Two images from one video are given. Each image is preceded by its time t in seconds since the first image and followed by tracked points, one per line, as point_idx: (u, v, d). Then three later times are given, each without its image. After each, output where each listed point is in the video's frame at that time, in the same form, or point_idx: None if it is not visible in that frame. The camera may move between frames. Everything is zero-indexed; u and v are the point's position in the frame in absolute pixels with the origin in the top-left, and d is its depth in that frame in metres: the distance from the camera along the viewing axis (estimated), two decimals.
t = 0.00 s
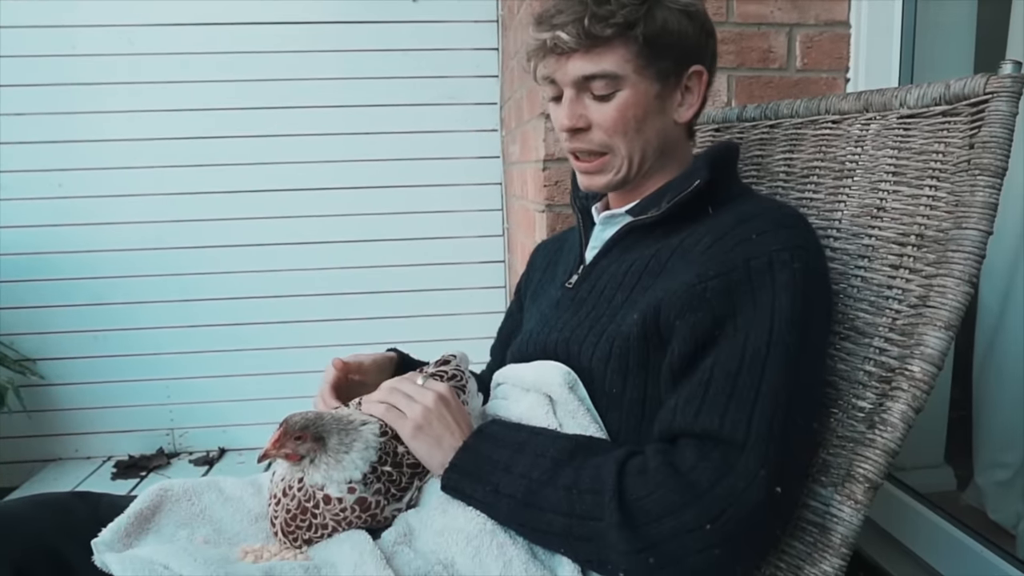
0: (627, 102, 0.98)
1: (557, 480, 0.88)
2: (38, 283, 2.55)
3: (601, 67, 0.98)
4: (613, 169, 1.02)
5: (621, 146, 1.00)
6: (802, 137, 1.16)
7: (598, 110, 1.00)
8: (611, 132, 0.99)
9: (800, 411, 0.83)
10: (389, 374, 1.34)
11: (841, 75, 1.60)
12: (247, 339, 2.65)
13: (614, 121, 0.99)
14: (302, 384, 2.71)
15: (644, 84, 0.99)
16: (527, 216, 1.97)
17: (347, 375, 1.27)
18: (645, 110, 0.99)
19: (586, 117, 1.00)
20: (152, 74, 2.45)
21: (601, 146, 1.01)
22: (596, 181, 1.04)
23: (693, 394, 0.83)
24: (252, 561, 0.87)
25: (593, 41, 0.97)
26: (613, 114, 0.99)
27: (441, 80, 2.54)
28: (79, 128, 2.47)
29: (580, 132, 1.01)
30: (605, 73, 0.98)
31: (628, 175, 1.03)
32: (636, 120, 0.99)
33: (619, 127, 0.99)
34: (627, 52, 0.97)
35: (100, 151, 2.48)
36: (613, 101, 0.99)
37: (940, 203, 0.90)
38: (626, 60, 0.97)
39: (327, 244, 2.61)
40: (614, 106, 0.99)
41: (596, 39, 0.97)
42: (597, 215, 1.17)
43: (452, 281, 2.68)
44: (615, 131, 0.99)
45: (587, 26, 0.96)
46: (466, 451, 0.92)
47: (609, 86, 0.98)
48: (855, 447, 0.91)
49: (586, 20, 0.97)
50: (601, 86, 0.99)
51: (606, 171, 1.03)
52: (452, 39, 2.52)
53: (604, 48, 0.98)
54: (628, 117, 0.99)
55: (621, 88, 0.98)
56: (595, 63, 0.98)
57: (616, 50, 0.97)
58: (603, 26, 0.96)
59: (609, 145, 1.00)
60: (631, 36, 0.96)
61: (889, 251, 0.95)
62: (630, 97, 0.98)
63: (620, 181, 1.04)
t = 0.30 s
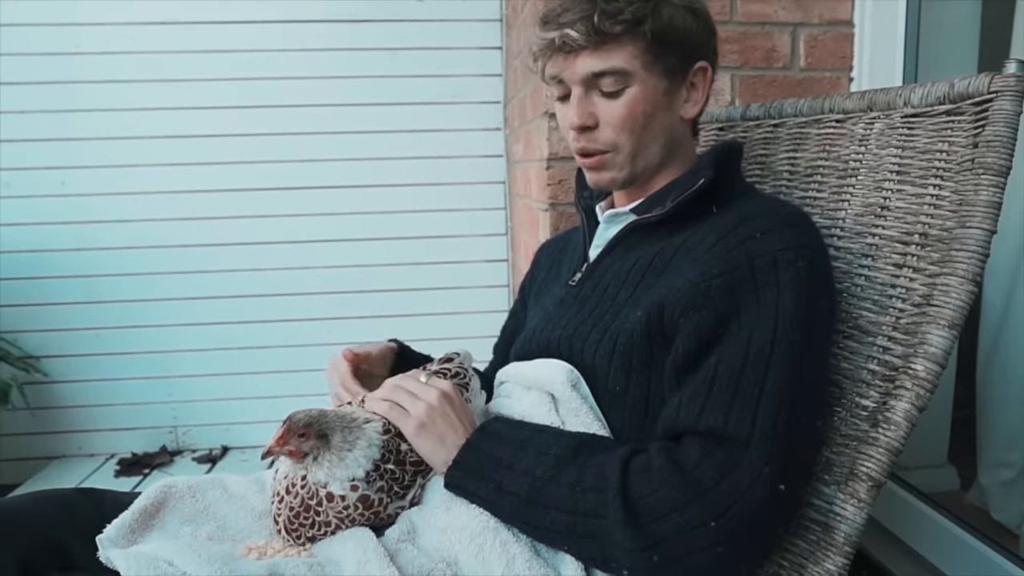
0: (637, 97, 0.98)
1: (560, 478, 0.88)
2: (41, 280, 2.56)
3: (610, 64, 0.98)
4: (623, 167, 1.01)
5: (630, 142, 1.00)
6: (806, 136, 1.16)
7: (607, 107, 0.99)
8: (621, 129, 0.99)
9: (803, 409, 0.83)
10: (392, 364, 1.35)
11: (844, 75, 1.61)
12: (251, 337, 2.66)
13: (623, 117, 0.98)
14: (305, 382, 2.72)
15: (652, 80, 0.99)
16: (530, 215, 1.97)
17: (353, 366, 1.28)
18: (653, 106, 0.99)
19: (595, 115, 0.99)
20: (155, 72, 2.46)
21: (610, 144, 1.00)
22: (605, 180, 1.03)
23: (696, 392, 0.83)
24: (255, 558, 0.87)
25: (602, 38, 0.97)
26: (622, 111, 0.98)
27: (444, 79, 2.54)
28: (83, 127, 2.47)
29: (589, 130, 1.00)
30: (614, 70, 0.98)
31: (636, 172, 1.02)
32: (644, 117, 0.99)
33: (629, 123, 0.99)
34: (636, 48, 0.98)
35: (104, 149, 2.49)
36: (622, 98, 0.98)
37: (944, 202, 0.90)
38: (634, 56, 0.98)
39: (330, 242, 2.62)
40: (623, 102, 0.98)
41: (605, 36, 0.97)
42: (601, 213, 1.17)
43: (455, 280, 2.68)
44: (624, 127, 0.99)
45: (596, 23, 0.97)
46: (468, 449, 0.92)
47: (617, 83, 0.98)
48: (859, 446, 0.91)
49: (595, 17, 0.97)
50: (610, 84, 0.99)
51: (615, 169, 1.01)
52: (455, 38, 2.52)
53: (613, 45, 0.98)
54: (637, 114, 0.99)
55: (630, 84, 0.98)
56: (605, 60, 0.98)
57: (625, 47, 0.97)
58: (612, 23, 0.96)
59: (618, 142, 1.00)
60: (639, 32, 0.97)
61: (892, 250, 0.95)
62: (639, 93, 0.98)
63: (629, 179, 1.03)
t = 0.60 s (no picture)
0: (637, 102, 0.98)
1: (560, 480, 0.88)
2: (40, 281, 2.56)
3: (610, 69, 0.98)
4: (624, 171, 1.02)
5: (631, 147, 1.00)
6: (805, 138, 1.16)
7: (607, 112, 0.99)
8: (622, 133, 0.99)
9: (802, 411, 0.83)
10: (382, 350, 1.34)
11: (843, 77, 1.61)
12: (250, 339, 2.66)
13: (624, 121, 0.98)
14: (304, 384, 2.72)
15: (652, 84, 0.99)
16: (529, 216, 1.97)
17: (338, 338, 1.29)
18: (653, 109, 1.00)
19: (596, 119, 0.99)
20: (155, 73, 2.46)
21: (611, 148, 1.00)
22: (606, 184, 1.03)
23: (696, 395, 0.83)
24: (254, 560, 0.87)
25: (601, 43, 0.97)
26: (623, 115, 0.98)
27: (443, 80, 2.54)
28: (81, 128, 2.47)
29: (590, 135, 1.00)
30: (614, 75, 0.98)
31: (637, 175, 1.03)
32: (644, 121, 0.99)
33: (629, 127, 0.99)
34: (635, 53, 0.98)
35: (102, 150, 2.49)
36: (622, 102, 0.98)
37: (942, 204, 0.90)
38: (634, 60, 0.98)
39: (329, 243, 2.62)
40: (624, 107, 0.98)
41: (605, 41, 0.97)
42: (600, 216, 1.17)
43: (454, 281, 2.68)
44: (625, 131, 0.99)
45: (596, 28, 0.96)
46: (467, 451, 0.92)
47: (618, 87, 0.98)
48: (858, 448, 0.91)
49: (595, 22, 0.97)
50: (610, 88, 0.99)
51: (616, 173, 1.02)
52: (454, 40, 2.52)
53: (613, 50, 0.98)
54: (637, 118, 0.99)
55: (630, 88, 0.98)
56: (604, 65, 0.98)
57: (624, 51, 0.97)
58: (611, 28, 0.96)
59: (618, 147, 1.00)
60: (639, 37, 0.97)
61: (891, 252, 0.95)
62: (639, 97, 0.98)
63: (629, 182, 1.03)
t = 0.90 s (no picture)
0: (636, 101, 0.99)
1: (559, 481, 0.88)
2: (38, 282, 2.56)
3: (609, 68, 0.98)
4: (623, 171, 1.02)
5: (630, 146, 1.00)
6: (804, 140, 1.16)
7: (606, 111, 0.99)
8: (621, 133, 0.99)
9: (801, 412, 0.83)
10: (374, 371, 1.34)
11: (842, 79, 1.61)
12: (248, 340, 2.65)
13: (623, 121, 0.99)
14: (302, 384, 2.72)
15: (651, 84, 0.99)
16: (528, 217, 1.97)
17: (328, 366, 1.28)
18: (652, 110, 1.00)
19: (595, 119, 0.99)
20: (154, 74, 2.46)
21: (610, 148, 1.00)
22: (605, 184, 1.03)
23: (694, 396, 0.83)
24: (253, 561, 0.87)
25: (601, 42, 0.97)
26: (622, 115, 0.99)
27: (442, 82, 2.54)
28: (80, 129, 2.47)
29: (589, 134, 1.00)
30: (613, 74, 0.98)
31: (636, 175, 1.03)
32: (643, 121, 1.00)
33: (629, 127, 0.99)
34: (634, 52, 0.98)
35: (101, 151, 2.49)
36: (621, 102, 0.99)
37: (941, 206, 0.91)
38: (633, 60, 0.98)
39: (328, 244, 2.62)
40: (623, 106, 0.99)
41: (604, 40, 0.97)
42: (599, 217, 1.18)
43: (453, 282, 2.68)
44: (624, 131, 0.99)
45: (595, 26, 0.96)
46: (467, 452, 0.92)
47: (617, 87, 0.98)
48: (856, 449, 0.91)
49: (594, 21, 0.97)
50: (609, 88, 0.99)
51: (615, 173, 1.02)
52: (454, 41, 2.52)
53: (612, 49, 0.98)
54: (636, 117, 0.99)
55: (629, 88, 0.98)
56: (603, 64, 0.98)
57: (623, 51, 0.98)
58: (610, 27, 0.96)
59: (617, 146, 1.00)
60: (638, 36, 0.97)
61: (890, 254, 0.96)
62: (638, 97, 0.99)
63: (628, 182, 1.03)
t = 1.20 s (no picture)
0: (670, 86, 1.00)
1: (558, 484, 0.88)
2: (38, 282, 2.55)
3: (645, 51, 0.99)
4: (655, 157, 1.02)
5: (664, 132, 1.01)
6: (804, 142, 1.16)
7: (642, 95, 1.00)
8: (658, 116, 0.99)
9: (800, 415, 0.83)
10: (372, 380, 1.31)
11: (841, 82, 1.61)
12: (247, 341, 2.65)
13: (660, 104, 0.99)
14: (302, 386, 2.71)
15: (680, 70, 1.01)
16: (527, 219, 1.97)
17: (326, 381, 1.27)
18: (682, 96, 1.02)
19: (632, 102, 0.99)
20: (153, 75, 2.46)
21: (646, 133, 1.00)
22: (636, 170, 1.02)
23: (694, 399, 0.83)
24: (251, 562, 0.87)
25: (638, 25, 0.98)
26: (659, 98, 0.99)
27: (442, 84, 2.55)
28: (79, 130, 2.47)
29: (627, 118, 0.99)
30: (651, 57, 0.99)
31: (664, 163, 1.03)
32: (675, 105, 1.01)
33: (665, 111, 1.00)
34: (667, 37, 0.99)
35: (101, 152, 2.49)
36: (657, 85, 0.99)
37: (940, 209, 0.91)
38: (667, 44, 0.99)
39: (327, 246, 2.62)
40: (659, 89, 0.99)
41: (642, 23, 0.98)
42: (599, 220, 1.18)
43: (452, 284, 2.68)
44: (661, 115, 1.00)
45: (636, 7, 0.97)
46: (466, 454, 0.92)
47: (653, 71, 0.99)
48: (855, 452, 0.91)
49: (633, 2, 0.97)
50: (643, 72, 1.00)
51: (648, 159, 1.02)
52: (454, 43, 2.52)
53: (648, 32, 0.98)
54: (671, 102, 1.00)
55: (664, 72, 1.00)
56: (640, 47, 0.98)
57: (659, 35, 0.99)
58: (650, 9, 0.97)
59: (652, 131, 1.00)
60: (670, 23, 0.99)
61: (889, 256, 0.96)
62: (672, 82, 1.00)
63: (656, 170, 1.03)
